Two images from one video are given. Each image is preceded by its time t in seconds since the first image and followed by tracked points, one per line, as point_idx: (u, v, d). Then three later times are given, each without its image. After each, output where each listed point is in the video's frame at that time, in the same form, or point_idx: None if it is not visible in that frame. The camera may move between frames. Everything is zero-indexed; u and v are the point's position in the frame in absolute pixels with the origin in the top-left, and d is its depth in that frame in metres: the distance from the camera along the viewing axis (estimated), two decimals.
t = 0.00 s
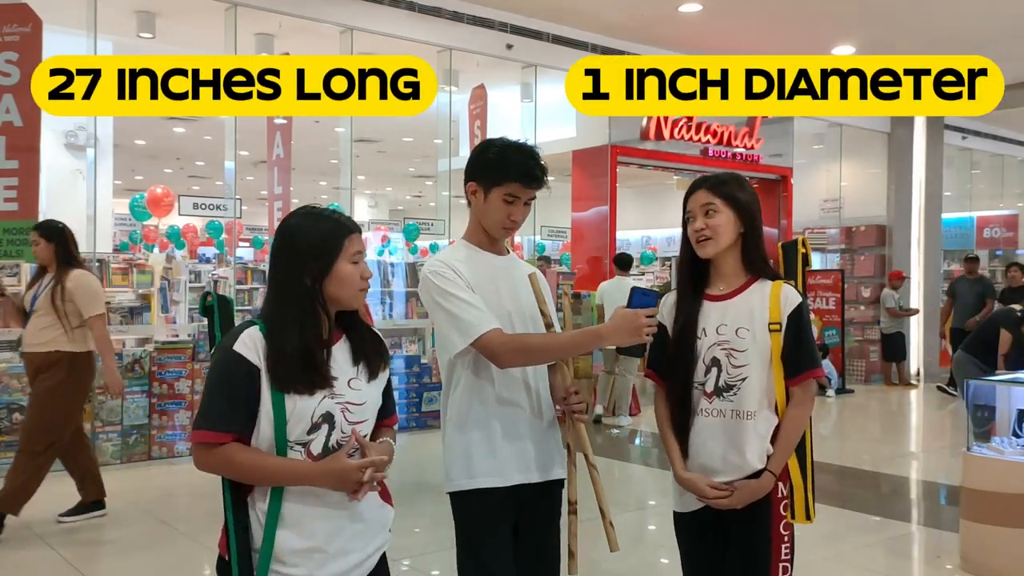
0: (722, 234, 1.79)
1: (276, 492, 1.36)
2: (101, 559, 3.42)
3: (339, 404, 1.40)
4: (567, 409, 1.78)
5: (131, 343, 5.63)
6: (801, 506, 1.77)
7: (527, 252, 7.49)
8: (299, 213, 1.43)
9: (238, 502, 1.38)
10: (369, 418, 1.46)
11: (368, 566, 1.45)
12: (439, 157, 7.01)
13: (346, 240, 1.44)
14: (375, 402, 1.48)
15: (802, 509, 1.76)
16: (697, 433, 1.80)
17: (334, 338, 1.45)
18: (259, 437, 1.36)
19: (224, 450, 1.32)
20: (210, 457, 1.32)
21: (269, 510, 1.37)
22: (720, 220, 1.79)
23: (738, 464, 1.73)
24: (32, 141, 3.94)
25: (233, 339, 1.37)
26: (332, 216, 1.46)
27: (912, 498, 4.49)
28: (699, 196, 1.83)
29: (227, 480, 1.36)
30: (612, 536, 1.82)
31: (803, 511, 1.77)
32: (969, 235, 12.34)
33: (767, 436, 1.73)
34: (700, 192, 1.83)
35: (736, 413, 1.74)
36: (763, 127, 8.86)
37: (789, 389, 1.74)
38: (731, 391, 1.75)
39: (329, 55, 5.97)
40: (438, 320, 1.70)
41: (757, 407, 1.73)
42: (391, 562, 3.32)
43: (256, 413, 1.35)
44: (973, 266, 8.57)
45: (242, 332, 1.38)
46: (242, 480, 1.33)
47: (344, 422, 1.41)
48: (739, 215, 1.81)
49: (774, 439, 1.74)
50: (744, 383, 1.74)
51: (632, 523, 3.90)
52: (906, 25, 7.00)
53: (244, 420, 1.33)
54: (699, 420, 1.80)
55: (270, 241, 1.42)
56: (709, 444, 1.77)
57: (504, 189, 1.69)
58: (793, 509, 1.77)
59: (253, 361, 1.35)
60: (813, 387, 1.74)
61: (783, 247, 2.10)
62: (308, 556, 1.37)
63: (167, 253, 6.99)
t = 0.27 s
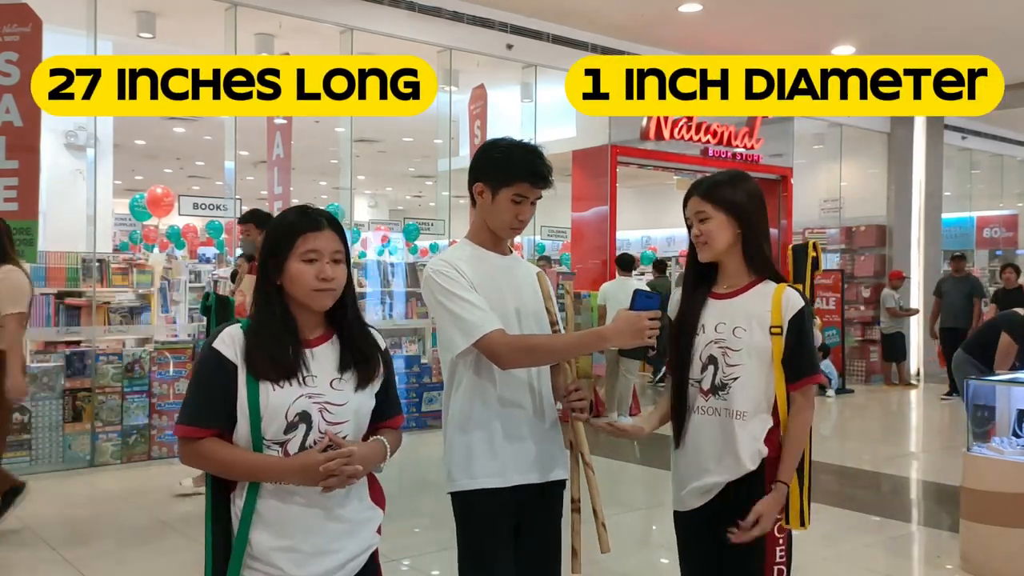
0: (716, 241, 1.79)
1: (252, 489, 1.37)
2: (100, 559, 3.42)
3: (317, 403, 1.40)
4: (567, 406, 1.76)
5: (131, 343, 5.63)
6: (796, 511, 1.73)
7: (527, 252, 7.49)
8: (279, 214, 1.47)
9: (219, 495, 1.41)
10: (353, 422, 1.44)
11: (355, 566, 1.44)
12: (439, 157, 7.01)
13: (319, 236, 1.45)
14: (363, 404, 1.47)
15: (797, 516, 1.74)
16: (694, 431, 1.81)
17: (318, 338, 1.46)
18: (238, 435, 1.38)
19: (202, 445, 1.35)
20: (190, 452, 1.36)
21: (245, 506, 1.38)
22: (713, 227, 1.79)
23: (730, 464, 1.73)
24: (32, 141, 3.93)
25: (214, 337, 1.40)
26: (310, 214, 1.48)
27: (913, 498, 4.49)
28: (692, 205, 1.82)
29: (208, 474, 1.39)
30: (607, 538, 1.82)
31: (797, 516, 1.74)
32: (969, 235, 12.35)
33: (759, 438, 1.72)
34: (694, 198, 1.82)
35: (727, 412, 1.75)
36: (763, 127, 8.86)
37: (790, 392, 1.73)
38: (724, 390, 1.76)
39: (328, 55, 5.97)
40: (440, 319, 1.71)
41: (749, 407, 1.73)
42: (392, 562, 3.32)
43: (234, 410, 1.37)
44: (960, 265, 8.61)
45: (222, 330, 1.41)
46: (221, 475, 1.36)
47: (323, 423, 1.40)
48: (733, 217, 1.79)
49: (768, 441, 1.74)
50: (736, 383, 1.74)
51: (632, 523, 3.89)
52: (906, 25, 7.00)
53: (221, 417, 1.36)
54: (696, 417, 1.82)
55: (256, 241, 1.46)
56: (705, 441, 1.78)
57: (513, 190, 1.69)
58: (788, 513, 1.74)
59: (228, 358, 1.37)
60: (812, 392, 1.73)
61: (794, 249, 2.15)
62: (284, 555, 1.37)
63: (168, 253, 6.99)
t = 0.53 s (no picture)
0: (724, 237, 1.80)
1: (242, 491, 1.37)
2: (100, 559, 3.42)
3: (307, 404, 1.39)
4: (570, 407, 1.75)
5: (131, 343, 5.64)
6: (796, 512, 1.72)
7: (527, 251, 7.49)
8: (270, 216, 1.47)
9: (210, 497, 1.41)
10: (343, 422, 1.44)
11: (349, 565, 1.43)
12: (439, 157, 7.02)
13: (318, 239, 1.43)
14: (354, 404, 1.47)
15: (801, 528, 1.70)
16: (695, 431, 1.82)
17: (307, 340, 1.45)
18: (227, 437, 1.38)
19: (191, 447, 1.35)
20: (180, 454, 1.36)
21: (234, 507, 1.38)
22: (722, 224, 1.79)
23: (728, 466, 1.74)
24: (32, 141, 3.93)
25: (203, 339, 1.41)
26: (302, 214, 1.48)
27: (913, 498, 4.49)
28: (703, 198, 1.83)
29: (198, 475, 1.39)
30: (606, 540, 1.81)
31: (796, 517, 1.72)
32: (969, 235, 12.36)
33: (757, 439, 1.72)
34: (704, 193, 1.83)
35: (726, 413, 1.76)
36: (763, 127, 8.86)
37: (793, 394, 1.71)
38: (722, 391, 1.77)
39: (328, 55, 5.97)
40: (444, 320, 1.70)
41: (747, 408, 1.74)
42: (392, 562, 3.32)
43: (223, 413, 1.38)
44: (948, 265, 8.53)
45: (211, 333, 1.42)
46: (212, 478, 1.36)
47: (312, 423, 1.40)
48: (741, 215, 1.79)
49: (768, 443, 1.72)
50: (734, 384, 1.75)
51: (632, 523, 3.89)
52: (906, 25, 7.00)
53: (211, 419, 1.36)
54: (696, 417, 1.83)
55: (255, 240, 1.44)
56: (704, 442, 1.79)
57: (519, 191, 1.69)
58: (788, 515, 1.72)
59: (219, 360, 1.37)
60: (814, 393, 1.71)
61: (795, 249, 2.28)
62: (274, 553, 1.37)
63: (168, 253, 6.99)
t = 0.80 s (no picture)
0: (729, 236, 1.80)
1: (252, 494, 1.36)
2: (101, 559, 3.42)
3: (316, 405, 1.41)
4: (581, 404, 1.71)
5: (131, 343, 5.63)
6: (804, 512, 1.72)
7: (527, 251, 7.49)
8: (278, 216, 1.43)
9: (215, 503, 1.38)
10: (348, 421, 1.47)
11: (352, 562, 1.46)
12: (439, 157, 7.02)
13: (327, 244, 1.44)
14: (354, 401, 1.49)
15: (789, 528, 1.68)
16: (701, 432, 1.82)
17: (312, 338, 1.45)
18: (236, 439, 1.36)
19: (200, 452, 1.32)
20: (186, 460, 1.32)
21: (244, 510, 1.37)
22: (727, 222, 1.79)
23: (734, 467, 1.73)
24: (32, 141, 3.93)
25: (209, 342, 1.36)
26: (311, 216, 1.46)
27: (913, 498, 4.49)
28: (709, 197, 1.83)
29: (203, 481, 1.37)
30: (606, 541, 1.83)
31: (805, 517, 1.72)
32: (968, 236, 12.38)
33: (764, 441, 1.72)
34: (710, 192, 1.83)
35: (733, 414, 1.75)
36: (763, 127, 8.86)
37: (800, 394, 1.73)
38: (730, 392, 1.76)
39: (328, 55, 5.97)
40: (446, 321, 1.70)
41: (755, 409, 1.73)
42: (392, 563, 3.32)
43: (231, 418, 1.36)
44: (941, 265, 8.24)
45: (218, 334, 1.37)
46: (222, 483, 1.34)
47: (322, 423, 1.41)
48: (747, 215, 1.79)
49: (774, 445, 1.73)
50: (741, 385, 1.75)
51: (632, 523, 3.90)
52: (906, 25, 7.00)
53: (220, 423, 1.34)
54: (701, 419, 1.83)
55: (252, 241, 1.42)
56: (709, 443, 1.79)
57: (521, 190, 1.69)
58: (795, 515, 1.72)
59: (228, 365, 1.35)
60: (820, 394, 1.73)
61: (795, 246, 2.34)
62: (287, 553, 1.37)
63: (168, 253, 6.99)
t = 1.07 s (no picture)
0: (736, 236, 1.80)
1: (259, 492, 1.36)
2: (101, 559, 3.42)
3: (320, 405, 1.42)
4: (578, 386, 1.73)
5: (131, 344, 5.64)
6: (814, 515, 1.72)
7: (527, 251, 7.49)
8: (276, 218, 1.43)
9: (220, 506, 1.37)
10: (349, 417, 1.48)
11: (354, 560, 1.46)
12: (439, 157, 7.03)
13: (325, 244, 1.44)
14: (351, 399, 1.50)
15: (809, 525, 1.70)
16: (708, 434, 1.82)
17: (311, 338, 1.46)
18: (240, 440, 1.36)
19: (207, 454, 1.32)
20: (192, 462, 1.32)
21: (252, 511, 1.36)
22: (734, 223, 1.80)
23: (742, 469, 1.73)
24: (33, 141, 3.93)
25: (213, 343, 1.36)
26: (308, 217, 1.46)
27: (913, 498, 4.49)
28: (716, 197, 1.84)
29: (208, 483, 1.36)
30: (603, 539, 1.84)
31: (816, 520, 1.72)
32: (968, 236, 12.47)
33: (772, 442, 1.72)
34: (718, 192, 1.84)
35: (741, 416, 1.75)
36: (763, 127, 8.86)
37: (805, 395, 1.72)
38: (738, 394, 1.76)
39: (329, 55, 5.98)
40: (449, 321, 1.70)
41: (762, 412, 1.73)
42: (392, 562, 3.32)
43: (235, 419, 1.36)
44: (932, 264, 8.02)
45: (222, 336, 1.37)
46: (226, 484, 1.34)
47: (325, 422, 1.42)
48: (753, 216, 1.80)
49: (783, 447, 1.73)
50: (749, 387, 1.75)
51: (632, 523, 3.90)
52: (906, 25, 7.00)
53: (225, 424, 1.33)
54: (710, 421, 1.83)
55: (246, 244, 1.42)
56: (718, 446, 1.79)
57: (523, 187, 1.69)
58: (805, 518, 1.72)
59: (231, 366, 1.34)
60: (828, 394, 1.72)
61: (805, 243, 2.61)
62: (295, 553, 1.37)
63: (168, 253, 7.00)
